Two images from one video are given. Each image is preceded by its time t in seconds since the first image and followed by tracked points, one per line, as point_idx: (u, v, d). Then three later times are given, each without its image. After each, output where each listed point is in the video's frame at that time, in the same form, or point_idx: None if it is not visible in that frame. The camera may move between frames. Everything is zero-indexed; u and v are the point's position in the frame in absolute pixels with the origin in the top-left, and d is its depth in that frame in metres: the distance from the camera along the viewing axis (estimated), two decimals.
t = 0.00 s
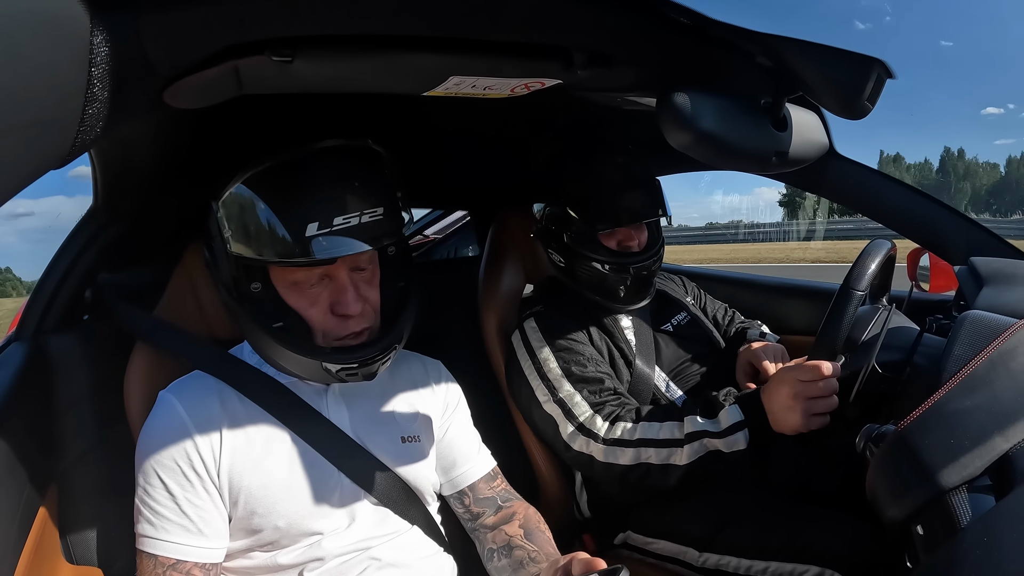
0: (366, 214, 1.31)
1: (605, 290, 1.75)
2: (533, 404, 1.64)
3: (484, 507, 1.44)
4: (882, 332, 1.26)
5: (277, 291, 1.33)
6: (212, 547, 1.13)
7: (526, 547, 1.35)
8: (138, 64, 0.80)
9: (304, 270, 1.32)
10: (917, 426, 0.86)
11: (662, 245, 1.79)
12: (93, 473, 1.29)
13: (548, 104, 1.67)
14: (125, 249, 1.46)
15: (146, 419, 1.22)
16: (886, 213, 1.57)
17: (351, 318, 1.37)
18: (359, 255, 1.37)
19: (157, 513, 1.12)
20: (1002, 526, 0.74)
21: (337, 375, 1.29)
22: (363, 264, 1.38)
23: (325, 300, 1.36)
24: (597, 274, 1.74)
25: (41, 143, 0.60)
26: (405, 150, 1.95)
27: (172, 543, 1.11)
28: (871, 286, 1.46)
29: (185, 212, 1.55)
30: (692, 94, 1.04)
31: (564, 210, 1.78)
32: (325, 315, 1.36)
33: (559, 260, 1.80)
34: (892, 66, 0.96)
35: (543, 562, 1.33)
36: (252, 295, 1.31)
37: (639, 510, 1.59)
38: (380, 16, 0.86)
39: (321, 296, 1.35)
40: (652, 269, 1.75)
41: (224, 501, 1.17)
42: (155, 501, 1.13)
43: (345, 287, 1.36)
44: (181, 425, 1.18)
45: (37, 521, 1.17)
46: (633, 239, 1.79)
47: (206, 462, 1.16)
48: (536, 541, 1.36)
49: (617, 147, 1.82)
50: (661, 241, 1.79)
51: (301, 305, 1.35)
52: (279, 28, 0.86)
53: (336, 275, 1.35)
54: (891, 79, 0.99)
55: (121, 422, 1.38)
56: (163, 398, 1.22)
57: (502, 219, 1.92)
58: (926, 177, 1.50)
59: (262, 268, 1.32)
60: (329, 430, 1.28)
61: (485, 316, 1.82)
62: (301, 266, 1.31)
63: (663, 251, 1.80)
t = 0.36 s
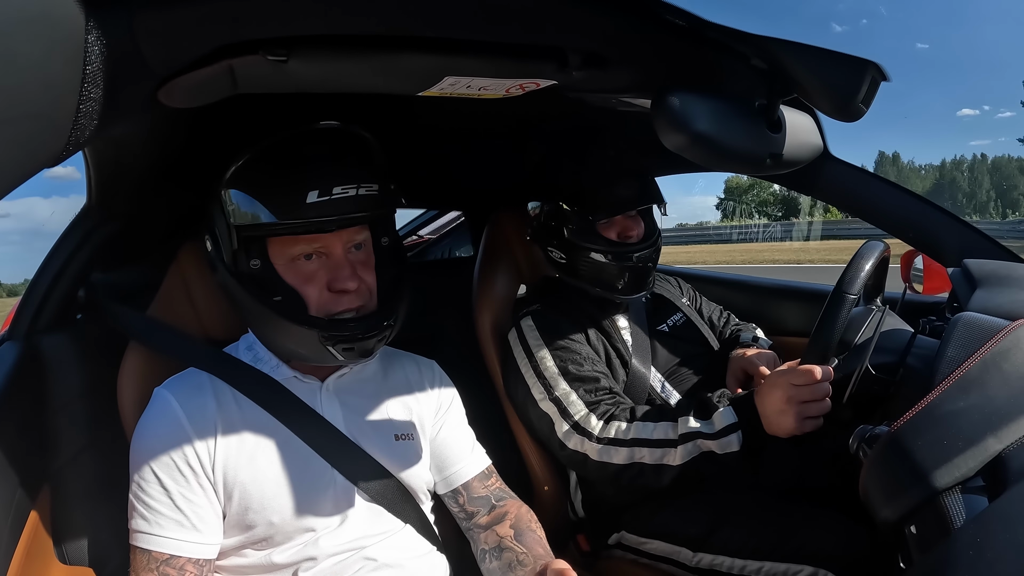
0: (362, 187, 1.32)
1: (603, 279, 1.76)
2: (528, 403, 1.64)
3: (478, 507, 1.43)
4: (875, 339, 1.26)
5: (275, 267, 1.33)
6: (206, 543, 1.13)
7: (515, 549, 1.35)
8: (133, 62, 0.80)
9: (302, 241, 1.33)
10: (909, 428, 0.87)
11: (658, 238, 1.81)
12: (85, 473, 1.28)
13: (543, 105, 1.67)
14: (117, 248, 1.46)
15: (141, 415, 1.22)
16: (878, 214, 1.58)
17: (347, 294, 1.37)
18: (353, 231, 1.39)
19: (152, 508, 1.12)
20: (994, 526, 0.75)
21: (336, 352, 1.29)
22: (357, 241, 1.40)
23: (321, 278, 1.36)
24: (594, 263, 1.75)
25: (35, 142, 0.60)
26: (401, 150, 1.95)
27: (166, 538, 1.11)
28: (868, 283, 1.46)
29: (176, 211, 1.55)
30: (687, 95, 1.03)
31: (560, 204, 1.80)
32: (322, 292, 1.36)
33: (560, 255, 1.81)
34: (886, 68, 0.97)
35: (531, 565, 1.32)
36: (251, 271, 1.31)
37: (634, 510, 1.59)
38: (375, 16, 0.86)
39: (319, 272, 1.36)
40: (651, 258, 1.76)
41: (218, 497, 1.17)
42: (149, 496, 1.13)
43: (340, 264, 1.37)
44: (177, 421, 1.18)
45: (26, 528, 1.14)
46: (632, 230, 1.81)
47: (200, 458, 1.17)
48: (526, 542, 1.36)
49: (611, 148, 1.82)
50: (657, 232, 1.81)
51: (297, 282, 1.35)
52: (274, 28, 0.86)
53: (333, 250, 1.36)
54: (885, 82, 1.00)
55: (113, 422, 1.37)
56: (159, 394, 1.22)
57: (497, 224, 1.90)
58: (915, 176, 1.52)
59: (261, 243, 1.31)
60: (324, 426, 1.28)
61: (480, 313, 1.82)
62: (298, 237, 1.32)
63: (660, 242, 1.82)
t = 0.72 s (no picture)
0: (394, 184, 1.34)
1: (607, 275, 1.76)
2: (530, 404, 1.65)
3: (480, 507, 1.43)
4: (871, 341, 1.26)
5: (304, 260, 1.33)
6: (209, 538, 1.13)
7: (515, 553, 1.35)
8: (132, 62, 0.80)
9: (332, 235, 1.34)
10: (909, 428, 0.87)
11: (662, 232, 1.82)
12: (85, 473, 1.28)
13: (543, 105, 1.67)
14: (118, 248, 1.46)
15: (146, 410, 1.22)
16: (877, 213, 1.58)
17: (375, 286, 1.38)
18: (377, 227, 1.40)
19: (156, 503, 1.12)
20: (994, 526, 0.74)
21: (368, 342, 1.30)
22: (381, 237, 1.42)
23: (349, 271, 1.36)
24: (598, 257, 1.76)
25: (35, 141, 0.59)
26: (401, 151, 1.95)
27: (170, 533, 1.11)
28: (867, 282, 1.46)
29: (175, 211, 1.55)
30: (686, 95, 1.03)
31: (564, 201, 1.80)
32: (350, 285, 1.36)
33: (568, 254, 1.80)
34: (886, 68, 0.97)
35: (530, 570, 1.31)
36: (281, 264, 1.31)
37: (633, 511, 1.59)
38: (374, 15, 0.86)
39: (348, 264, 1.36)
40: (657, 252, 1.76)
41: (222, 492, 1.17)
42: (154, 491, 1.13)
43: (367, 258, 1.38)
44: (182, 417, 1.18)
45: (26, 530, 1.15)
46: (637, 225, 1.81)
47: (205, 454, 1.17)
48: (525, 546, 1.35)
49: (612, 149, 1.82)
50: (661, 227, 1.82)
51: (326, 275, 1.35)
52: (273, 27, 0.86)
53: (360, 244, 1.37)
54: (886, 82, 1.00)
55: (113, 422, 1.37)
56: (166, 390, 1.22)
57: (497, 222, 1.94)
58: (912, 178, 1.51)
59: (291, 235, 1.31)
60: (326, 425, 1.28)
61: (481, 312, 1.81)
62: (329, 230, 1.33)
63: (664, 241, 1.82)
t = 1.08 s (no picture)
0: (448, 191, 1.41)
1: (625, 283, 1.75)
2: (541, 402, 1.65)
3: (490, 508, 1.44)
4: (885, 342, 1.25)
5: (373, 263, 1.34)
6: (219, 536, 1.14)
7: (525, 555, 1.35)
8: (144, 63, 0.81)
9: (396, 239, 1.36)
10: (920, 430, 0.86)
11: (680, 249, 1.81)
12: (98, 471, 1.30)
13: (554, 105, 1.67)
14: (131, 248, 1.48)
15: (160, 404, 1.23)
16: (888, 214, 1.57)
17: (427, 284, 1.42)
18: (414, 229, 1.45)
19: (168, 499, 1.13)
20: (1007, 529, 0.73)
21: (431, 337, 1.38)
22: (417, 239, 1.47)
23: (408, 270, 1.39)
24: (618, 266, 1.75)
25: (48, 141, 0.60)
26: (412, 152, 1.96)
27: (181, 530, 1.12)
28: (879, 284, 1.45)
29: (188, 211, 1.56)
30: (698, 94, 1.03)
31: (581, 204, 1.80)
32: (409, 284, 1.39)
33: (580, 258, 1.82)
34: (898, 68, 0.96)
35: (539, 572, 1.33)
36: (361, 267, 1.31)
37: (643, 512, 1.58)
38: (383, 15, 0.87)
39: (406, 265, 1.39)
40: (673, 270, 1.76)
41: (233, 489, 1.18)
42: (166, 487, 1.13)
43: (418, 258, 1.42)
44: (197, 413, 1.19)
45: (37, 529, 1.17)
46: (654, 240, 1.79)
47: (218, 451, 1.17)
48: (535, 548, 1.36)
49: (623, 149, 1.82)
50: (679, 244, 1.80)
51: (391, 276, 1.37)
52: (283, 28, 0.86)
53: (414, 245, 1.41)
54: (898, 81, 1.00)
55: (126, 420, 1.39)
56: (180, 385, 1.23)
57: (509, 223, 1.96)
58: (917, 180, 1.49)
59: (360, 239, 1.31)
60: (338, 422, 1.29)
61: (493, 311, 1.80)
62: (397, 234, 1.36)
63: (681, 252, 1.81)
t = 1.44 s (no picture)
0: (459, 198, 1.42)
1: (626, 286, 1.75)
2: (540, 409, 1.64)
3: (492, 511, 1.44)
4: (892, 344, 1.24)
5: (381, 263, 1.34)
6: (219, 535, 1.15)
7: (525, 559, 1.36)
8: (150, 65, 0.82)
9: (407, 242, 1.36)
10: (927, 429, 0.85)
11: (683, 249, 1.80)
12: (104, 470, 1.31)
13: (559, 105, 1.67)
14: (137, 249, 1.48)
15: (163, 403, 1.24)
16: (898, 214, 1.55)
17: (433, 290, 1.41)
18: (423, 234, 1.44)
19: (169, 498, 1.13)
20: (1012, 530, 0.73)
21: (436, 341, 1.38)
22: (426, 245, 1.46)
23: (415, 275, 1.38)
24: (620, 268, 1.74)
25: (54, 143, 0.61)
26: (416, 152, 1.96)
27: (181, 529, 1.12)
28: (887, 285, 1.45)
29: (194, 212, 1.57)
30: (702, 93, 1.03)
31: (583, 204, 1.80)
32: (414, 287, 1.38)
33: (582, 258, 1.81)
34: (905, 66, 0.96)
35: None
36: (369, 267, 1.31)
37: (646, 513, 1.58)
38: (387, 16, 0.87)
39: (414, 270, 1.38)
40: (673, 271, 1.75)
41: (233, 488, 1.19)
42: (167, 485, 1.14)
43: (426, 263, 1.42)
44: (200, 412, 1.20)
45: (43, 532, 1.17)
46: (656, 241, 1.78)
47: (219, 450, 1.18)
48: (535, 552, 1.37)
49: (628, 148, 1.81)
50: (682, 245, 1.79)
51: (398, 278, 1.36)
52: (287, 29, 0.86)
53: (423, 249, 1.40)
54: (904, 79, 0.99)
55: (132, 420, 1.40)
56: (183, 384, 1.24)
57: (515, 223, 1.97)
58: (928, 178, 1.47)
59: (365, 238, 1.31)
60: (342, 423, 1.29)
61: (498, 314, 1.83)
62: (407, 237, 1.35)
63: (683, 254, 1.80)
